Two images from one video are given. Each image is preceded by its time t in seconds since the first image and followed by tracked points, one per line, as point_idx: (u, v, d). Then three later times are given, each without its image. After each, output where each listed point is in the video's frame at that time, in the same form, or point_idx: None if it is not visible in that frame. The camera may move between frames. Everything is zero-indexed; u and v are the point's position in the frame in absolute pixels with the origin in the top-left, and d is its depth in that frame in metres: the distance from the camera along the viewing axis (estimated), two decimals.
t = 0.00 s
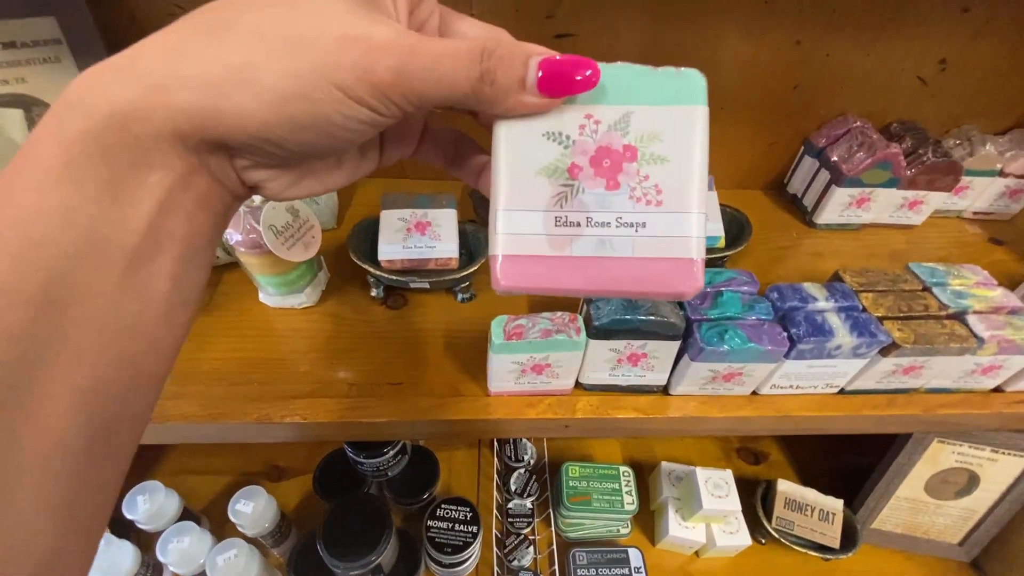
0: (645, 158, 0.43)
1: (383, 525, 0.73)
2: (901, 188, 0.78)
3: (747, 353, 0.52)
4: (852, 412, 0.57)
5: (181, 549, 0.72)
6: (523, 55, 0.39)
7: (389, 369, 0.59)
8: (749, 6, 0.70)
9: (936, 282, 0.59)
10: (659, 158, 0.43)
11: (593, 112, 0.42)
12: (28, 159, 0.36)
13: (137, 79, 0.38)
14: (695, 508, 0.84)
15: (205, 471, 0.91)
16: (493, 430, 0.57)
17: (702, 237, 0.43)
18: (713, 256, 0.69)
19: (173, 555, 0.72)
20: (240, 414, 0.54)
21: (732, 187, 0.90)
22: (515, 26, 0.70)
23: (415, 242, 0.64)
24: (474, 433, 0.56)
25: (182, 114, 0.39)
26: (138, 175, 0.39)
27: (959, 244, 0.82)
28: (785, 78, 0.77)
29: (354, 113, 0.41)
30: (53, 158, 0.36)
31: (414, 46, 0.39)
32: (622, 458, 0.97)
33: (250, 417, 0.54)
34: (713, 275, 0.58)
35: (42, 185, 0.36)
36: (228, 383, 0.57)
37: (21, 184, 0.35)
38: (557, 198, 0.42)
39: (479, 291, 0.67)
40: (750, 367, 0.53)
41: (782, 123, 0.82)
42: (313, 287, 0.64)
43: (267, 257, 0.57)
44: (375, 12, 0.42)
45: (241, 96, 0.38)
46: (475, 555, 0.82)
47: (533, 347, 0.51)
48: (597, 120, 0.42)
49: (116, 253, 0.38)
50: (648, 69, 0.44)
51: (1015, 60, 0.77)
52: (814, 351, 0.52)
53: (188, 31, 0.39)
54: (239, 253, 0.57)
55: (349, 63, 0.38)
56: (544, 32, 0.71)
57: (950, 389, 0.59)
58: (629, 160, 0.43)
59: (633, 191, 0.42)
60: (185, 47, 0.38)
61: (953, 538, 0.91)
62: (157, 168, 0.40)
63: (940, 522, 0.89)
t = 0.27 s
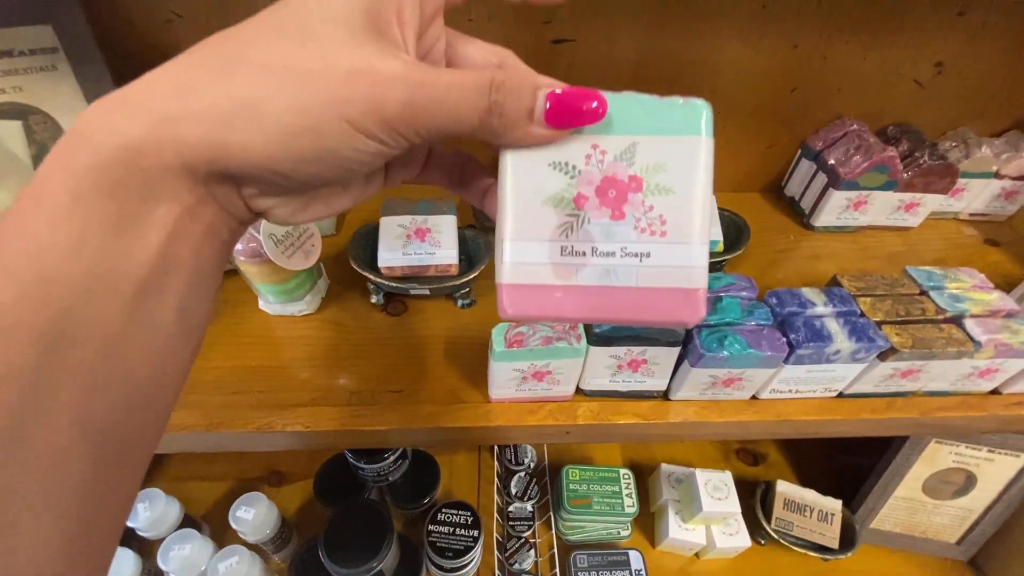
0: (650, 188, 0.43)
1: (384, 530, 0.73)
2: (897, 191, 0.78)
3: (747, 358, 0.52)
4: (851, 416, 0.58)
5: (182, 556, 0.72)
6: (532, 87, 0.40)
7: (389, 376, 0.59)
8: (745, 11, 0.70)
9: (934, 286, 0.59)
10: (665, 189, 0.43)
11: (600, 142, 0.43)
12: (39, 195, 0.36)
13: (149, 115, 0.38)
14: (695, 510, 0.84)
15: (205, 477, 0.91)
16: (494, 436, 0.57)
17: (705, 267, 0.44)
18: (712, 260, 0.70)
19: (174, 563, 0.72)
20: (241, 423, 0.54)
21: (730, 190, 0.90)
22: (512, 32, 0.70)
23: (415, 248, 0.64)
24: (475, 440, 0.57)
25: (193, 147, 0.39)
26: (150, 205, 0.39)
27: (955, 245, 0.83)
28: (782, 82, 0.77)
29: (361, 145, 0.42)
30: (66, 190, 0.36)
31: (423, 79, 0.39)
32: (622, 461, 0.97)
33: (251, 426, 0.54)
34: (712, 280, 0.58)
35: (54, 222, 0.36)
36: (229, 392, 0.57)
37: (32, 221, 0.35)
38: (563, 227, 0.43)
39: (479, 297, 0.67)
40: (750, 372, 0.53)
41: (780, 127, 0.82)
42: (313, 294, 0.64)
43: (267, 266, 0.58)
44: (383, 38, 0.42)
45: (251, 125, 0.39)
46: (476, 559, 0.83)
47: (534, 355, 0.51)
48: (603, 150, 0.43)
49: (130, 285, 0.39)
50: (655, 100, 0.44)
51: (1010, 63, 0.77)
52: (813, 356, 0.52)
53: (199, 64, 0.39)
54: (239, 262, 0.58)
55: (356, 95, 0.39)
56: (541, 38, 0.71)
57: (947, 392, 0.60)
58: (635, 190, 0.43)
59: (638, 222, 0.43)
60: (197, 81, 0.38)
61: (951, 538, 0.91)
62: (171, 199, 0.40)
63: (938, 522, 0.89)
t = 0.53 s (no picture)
0: (643, 244, 0.45)
1: (384, 536, 0.73)
2: (897, 190, 0.78)
3: (749, 363, 0.51)
4: (853, 418, 0.57)
5: (180, 564, 0.71)
6: (532, 152, 0.41)
7: (387, 382, 0.58)
8: (745, 10, 0.69)
9: (936, 288, 0.59)
10: (656, 244, 0.45)
11: (595, 201, 0.45)
12: (69, 262, 0.37)
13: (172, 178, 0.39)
14: (695, 511, 0.84)
15: (202, 482, 0.90)
16: (494, 443, 0.56)
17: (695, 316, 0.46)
18: (712, 262, 0.69)
19: (172, 571, 0.71)
20: (237, 433, 0.53)
21: (729, 190, 0.90)
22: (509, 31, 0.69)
23: (412, 252, 0.63)
24: (474, 446, 0.56)
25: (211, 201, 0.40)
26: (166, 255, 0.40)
27: (955, 244, 0.83)
28: (782, 81, 0.77)
29: (367, 202, 0.43)
30: (91, 246, 0.38)
31: (435, 147, 0.40)
32: (621, 461, 0.97)
33: (248, 435, 0.53)
34: (713, 283, 0.57)
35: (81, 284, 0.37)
36: (224, 401, 0.56)
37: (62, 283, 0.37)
38: (563, 280, 0.45)
39: (477, 301, 0.67)
40: (751, 377, 0.53)
41: (779, 126, 0.82)
42: (309, 300, 0.63)
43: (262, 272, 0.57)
44: (396, 108, 0.44)
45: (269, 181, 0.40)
46: (476, 562, 0.82)
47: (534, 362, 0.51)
48: (598, 208, 0.45)
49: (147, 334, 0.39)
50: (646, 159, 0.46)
51: (1011, 60, 0.77)
52: (815, 360, 0.52)
53: (222, 136, 0.41)
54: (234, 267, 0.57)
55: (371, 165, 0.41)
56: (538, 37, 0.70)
57: (949, 394, 0.59)
58: (628, 246, 0.45)
59: (632, 277, 0.45)
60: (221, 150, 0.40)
61: (950, 536, 0.92)
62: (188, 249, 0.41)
63: (937, 520, 0.89)
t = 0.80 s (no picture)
0: (640, 266, 0.46)
1: (385, 536, 0.73)
2: (897, 188, 0.78)
3: (750, 363, 0.51)
4: (853, 417, 0.57)
5: (180, 566, 0.71)
6: (533, 181, 0.42)
7: (388, 384, 0.58)
8: (745, 8, 0.69)
9: (936, 287, 0.59)
10: (654, 267, 0.46)
11: (594, 226, 0.45)
12: (85, 291, 0.38)
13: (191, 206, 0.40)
14: (695, 509, 0.84)
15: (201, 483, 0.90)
16: (495, 444, 0.56)
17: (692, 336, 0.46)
18: (711, 261, 0.69)
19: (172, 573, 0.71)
20: (237, 436, 0.53)
21: (728, 188, 0.89)
22: (508, 30, 0.68)
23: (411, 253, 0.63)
24: (475, 448, 0.56)
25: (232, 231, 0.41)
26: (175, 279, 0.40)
27: (954, 241, 0.83)
28: (781, 81, 0.77)
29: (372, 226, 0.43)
30: (108, 272, 0.38)
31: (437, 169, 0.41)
32: (621, 460, 0.97)
33: (248, 439, 0.53)
34: (713, 283, 0.57)
35: (95, 313, 0.37)
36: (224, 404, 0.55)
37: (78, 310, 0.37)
38: (563, 302, 0.46)
39: (477, 301, 0.67)
40: (753, 377, 0.53)
41: (779, 124, 0.81)
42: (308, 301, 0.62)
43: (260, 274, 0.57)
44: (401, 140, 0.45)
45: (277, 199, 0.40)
46: (477, 561, 0.82)
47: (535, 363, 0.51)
48: (597, 233, 0.45)
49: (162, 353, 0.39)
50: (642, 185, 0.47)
51: (1011, 57, 0.77)
52: (816, 360, 0.52)
53: (236, 170, 0.41)
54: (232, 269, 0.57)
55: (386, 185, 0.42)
56: (537, 36, 0.69)
57: (948, 392, 0.59)
58: (627, 269, 0.46)
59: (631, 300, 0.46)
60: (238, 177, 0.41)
61: (948, 532, 0.92)
62: (196, 268, 0.41)
63: (935, 516, 0.90)
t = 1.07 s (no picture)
0: (641, 267, 0.46)
1: (384, 534, 0.73)
2: (896, 185, 0.78)
3: (750, 361, 0.51)
4: (853, 415, 0.57)
5: (180, 565, 0.71)
6: (533, 180, 0.41)
7: (387, 383, 0.58)
8: (744, 5, 0.68)
9: (935, 284, 0.59)
10: (655, 268, 0.46)
11: (595, 226, 0.45)
12: (81, 293, 0.37)
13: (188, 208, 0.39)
14: (694, 506, 0.85)
15: (200, 482, 0.90)
16: (495, 443, 0.56)
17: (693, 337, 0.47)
18: (710, 259, 0.69)
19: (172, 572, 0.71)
20: (237, 435, 0.53)
21: (728, 185, 0.89)
22: (507, 28, 0.68)
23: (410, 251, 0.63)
24: (475, 446, 0.56)
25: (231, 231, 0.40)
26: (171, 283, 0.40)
27: (953, 239, 0.83)
28: (780, 78, 0.76)
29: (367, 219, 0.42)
30: (105, 275, 0.38)
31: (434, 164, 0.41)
32: (621, 457, 0.97)
33: (247, 438, 0.53)
34: (714, 281, 0.57)
35: (92, 313, 0.37)
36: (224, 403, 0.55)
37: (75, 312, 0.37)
38: (563, 303, 0.46)
39: (477, 299, 0.67)
40: (753, 375, 0.53)
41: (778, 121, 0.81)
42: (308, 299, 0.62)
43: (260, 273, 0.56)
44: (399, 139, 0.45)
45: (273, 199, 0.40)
46: (477, 559, 0.83)
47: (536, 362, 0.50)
48: (598, 234, 0.45)
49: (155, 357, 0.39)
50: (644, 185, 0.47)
51: (1010, 54, 0.77)
52: (816, 358, 0.52)
53: (234, 170, 0.41)
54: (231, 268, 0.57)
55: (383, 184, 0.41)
56: (536, 34, 0.69)
57: (948, 389, 0.60)
58: (628, 270, 0.46)
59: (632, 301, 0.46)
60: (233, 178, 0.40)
61: (946, 528, 0.93)
62: (194, 268, 0.40)
63: (934, 513, 0.90)
